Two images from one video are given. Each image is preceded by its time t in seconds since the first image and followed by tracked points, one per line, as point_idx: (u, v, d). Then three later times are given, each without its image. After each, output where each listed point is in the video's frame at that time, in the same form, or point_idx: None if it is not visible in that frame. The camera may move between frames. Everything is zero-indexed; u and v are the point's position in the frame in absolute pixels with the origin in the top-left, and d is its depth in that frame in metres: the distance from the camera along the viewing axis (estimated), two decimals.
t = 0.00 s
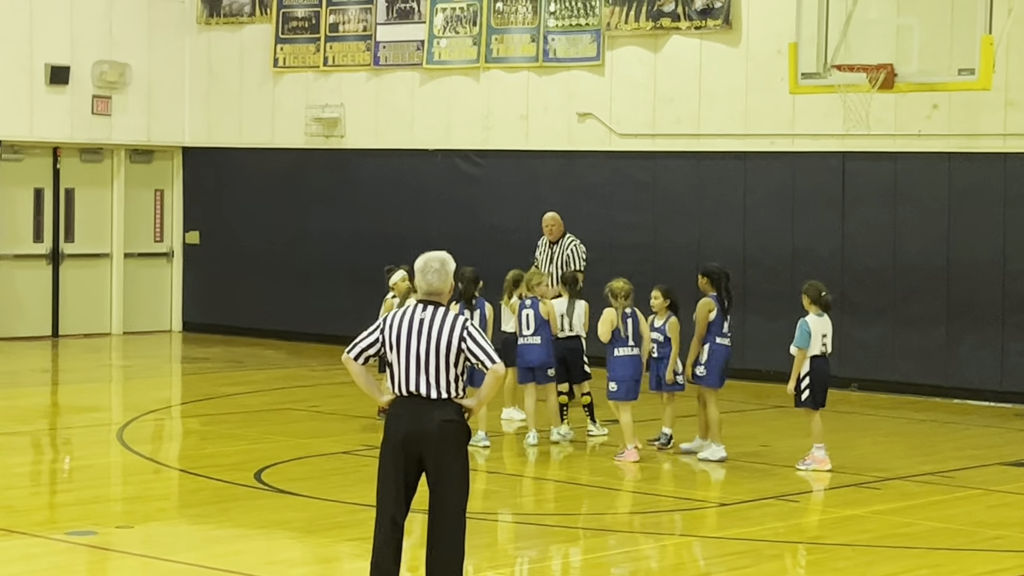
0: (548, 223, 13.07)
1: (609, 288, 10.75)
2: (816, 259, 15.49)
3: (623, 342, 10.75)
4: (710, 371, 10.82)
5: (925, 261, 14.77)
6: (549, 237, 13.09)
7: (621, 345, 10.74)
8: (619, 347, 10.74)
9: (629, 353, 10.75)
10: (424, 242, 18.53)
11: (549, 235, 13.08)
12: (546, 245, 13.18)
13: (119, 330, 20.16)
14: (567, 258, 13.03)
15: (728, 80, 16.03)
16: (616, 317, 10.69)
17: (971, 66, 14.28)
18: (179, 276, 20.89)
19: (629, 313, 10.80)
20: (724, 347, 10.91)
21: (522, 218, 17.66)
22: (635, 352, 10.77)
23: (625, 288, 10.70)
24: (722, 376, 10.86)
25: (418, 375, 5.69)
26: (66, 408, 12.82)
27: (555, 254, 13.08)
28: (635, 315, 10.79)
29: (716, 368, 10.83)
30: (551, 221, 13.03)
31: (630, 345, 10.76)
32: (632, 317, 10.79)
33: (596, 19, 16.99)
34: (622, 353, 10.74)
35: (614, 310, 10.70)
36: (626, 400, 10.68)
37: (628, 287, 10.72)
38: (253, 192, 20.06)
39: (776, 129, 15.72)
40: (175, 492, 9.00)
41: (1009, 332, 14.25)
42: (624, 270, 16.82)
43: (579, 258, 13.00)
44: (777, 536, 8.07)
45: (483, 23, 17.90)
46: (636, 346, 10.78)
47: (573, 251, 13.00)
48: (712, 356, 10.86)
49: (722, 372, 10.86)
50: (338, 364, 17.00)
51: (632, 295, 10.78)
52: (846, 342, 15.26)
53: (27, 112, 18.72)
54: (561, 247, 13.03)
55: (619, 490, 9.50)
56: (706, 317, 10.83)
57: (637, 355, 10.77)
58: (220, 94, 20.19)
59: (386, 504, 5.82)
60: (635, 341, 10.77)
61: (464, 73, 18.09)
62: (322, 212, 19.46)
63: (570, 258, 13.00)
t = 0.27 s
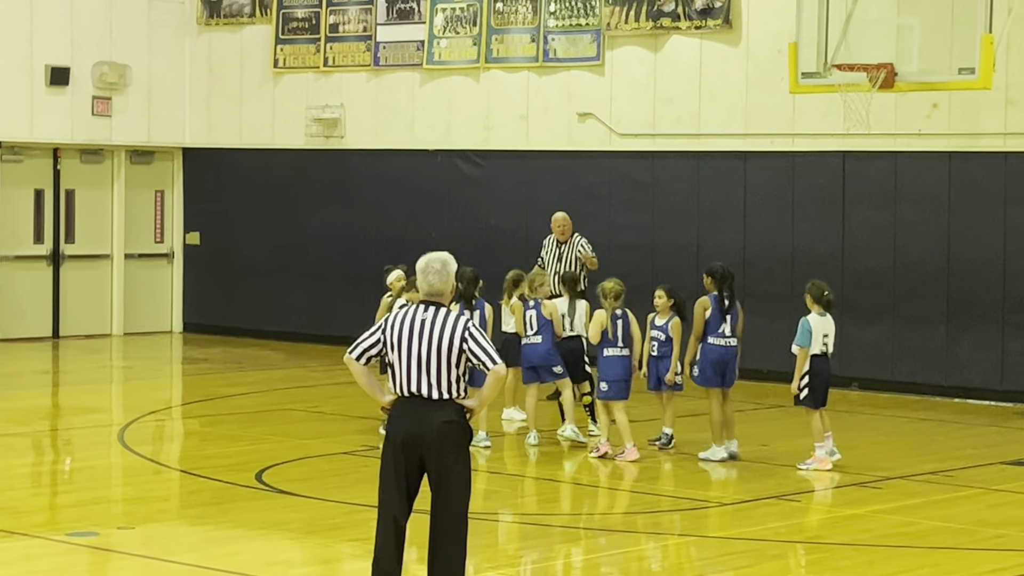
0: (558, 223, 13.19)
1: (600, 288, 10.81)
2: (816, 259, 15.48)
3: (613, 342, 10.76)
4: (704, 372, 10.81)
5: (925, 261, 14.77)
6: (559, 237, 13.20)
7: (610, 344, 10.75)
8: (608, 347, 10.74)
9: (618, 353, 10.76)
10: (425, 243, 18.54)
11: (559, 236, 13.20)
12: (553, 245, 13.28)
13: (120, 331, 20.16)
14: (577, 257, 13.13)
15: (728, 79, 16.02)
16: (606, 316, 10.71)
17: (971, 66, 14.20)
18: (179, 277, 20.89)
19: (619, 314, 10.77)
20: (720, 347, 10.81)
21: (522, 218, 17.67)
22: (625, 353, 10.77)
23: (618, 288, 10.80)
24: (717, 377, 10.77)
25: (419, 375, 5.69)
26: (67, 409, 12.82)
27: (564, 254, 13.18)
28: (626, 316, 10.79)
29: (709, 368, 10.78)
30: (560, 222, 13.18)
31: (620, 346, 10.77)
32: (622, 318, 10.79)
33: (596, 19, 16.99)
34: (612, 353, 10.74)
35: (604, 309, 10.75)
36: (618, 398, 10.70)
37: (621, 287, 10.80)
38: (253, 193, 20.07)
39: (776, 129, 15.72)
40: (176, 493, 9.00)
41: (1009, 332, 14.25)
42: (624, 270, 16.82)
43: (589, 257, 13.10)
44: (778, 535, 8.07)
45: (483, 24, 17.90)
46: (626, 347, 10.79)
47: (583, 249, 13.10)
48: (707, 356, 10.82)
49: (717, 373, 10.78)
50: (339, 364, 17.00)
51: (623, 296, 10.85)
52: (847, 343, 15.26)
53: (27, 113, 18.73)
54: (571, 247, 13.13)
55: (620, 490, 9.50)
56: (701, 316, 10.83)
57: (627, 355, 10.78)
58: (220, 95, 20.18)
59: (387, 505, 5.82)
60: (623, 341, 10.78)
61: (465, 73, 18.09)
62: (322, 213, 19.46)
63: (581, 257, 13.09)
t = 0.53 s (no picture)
0: (566, 224, 12.96)
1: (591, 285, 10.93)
2: (815, 258, 15.48)
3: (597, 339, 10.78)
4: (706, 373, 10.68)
5: (923, 260, 14.77)
6: (568, 237, 12.97)
7: (594, 342, 10.78)
8: (591, 345, 10.78)
9: (603, 352, 10.77)
10: (423, 243, 18.54)
11: (568, 236, 13.00)
12: (562, 245, 13.06)
13: (119, 332, 20.16)
14: (588, 258, 12.99)
15: (726, 79, 16.03)
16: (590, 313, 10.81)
17: (969, 65, 14.32)
18: (177, 278, 20.89)
19: (607, 313, 10.83)
20: (721, 349, 10.65)
21: (521, 218, 17.67)
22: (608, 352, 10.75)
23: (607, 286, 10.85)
24: (717, 379, 10.62)
25: (419, 375, 5.69)
26: (66, 410, 12.81)
27: (575, 254, 13.00)
28: (612, 314, 10.81)
29: (709, 370, 10.63)
30: (568, 223, 12.93)
31: (603, 344, 10.78)
32: (609, 316, 10.81)
33: (594, 19, 17.00)
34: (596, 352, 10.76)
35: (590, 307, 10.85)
36: (594, 397, 10.66)
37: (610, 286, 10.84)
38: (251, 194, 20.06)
39: (774, 128, 15.72)
40: (175, 494, 9.00)
41: (1008, 330, 14.26)
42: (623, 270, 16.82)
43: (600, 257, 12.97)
44: (777, 535, 8.07)
45: (481, 24, 17.91)
46: (610, 345, 10.78)
47: (595, 250, 12.95)
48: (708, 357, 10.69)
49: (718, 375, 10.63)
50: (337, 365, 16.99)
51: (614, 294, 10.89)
52: (845, 342, 15.25)
53: (25, 115, 18.73)
54: (582, 248, 12.96)
55: (619, 491, 9.50)
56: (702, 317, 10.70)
57: (612, 354, 10.76)
58: (218, 96, 20.18)
59: (388, 505, 5.82)
60: (608, 339, 10.78)
61: (462, 73, 18.10)
62: (320, 214, 19.46)
63: (592, 258, 12.94)
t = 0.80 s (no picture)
0: (578, 225, 12.99)
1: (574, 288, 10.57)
2: (813, 258, 15.48)
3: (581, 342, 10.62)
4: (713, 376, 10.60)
5: (921, 259, 14.78)
6: (579, 238, 13.05)
7: (578, 345, 10.62)
8: (575, 347, 10.63)
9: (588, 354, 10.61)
10: (421, 244, 18.54)
11: (579, 237, 13.07)
12: (571, 245, 13.12)
13: (117, 333, 20.16)
14: (599, 259, 13.09)
15: (724, 78, 16.03)
16: (573, 315, 10.62)
17: (966, 64, 14.35)
18: (175, 279, 20.88)
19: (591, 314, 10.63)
20: (726, 350, 10.55)
21: (519, 218, 17.67)
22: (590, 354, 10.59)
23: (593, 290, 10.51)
24: (724, 381, 10.53)
25: (418, 376, 5.69)
26: (64, 411, 12.81)
27: (585, 255, 13.11)
28: (596, 315, 10.61)
29: (716, 373, 10.55)
30: (579, 225, 12.96)
31: (588, 346, 10.61)
32: (592, 319, 10.62)
33: (592, 19, 17.00)
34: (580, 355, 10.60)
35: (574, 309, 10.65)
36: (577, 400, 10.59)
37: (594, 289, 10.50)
38: (250, 195, 20.07)
39: (772, 128, 15.73)
40: (174, 495, 9.00)
41: (1007, 330, 14.27)
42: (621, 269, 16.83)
43: (611, 258, 13.08)
44: (776, 535, 8.07)
45: (478, 24, 17.91)
46: (594, 347, 10.61)
47: (606, 252, 13.07)
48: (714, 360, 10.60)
49: (724, 377, 10.54)
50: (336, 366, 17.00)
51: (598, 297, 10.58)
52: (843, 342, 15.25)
53: (23, 116, 18.73)
54: (593, 250, 13.06)
55: (617, 490, 9.51)
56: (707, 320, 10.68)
57: (596, 356, 10.59)
58: (216, 97, 20.17)
59: (387, 505, 5.82)
60: (592, 342, 10.60)
61: (460, 73, 18.09)
62: (318, 215, 19.45)
63: (604, 260, 13.07)
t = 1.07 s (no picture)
0: (585, 226, 12.97)
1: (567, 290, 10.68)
2: (811, 256, 15.48)
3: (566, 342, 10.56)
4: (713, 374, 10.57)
5: (920, 257, 14.78)
6: (586, 238, 13.02)
7: (565, 345, 10.55)
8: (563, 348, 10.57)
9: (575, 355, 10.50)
10: (420, 243, 18.54)
11: (586, 237, 13.03)
12: (578, 245, 13.09)
13: (116, 334, 20.16)
14: (606, 259, 13.08)
15: (722, 78, 16.03)
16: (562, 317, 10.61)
17: (965, 62, 14.38)
18: (174, 279, 20.88)
19: (578, 314, 10.55)
20: (726, 349, 10.52)
21: (517, 218, 17.66)
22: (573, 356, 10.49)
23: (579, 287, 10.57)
24: (723, 380, 10.48)
25: (419, 376, 5.69)
26: (63, 412, 12.81)
27: (592, 256, 13.07)
28: (582, 315, 10.52)
29: (716, 371, 10.51)
30: (588, 225, 12.94)
31: (572, 346, 10.51)
32: (578, 319, 10.53)
33: (590, 19, 17.00)
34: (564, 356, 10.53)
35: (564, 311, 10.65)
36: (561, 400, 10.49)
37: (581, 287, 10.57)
38: (248, 195, 20.06)
39: (770, 127, 15.73)
40: (173, 495, 9.00)
41: (1006, 328, 14.27)
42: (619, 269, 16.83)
43: (617, 258, 13.07)
44: (775, 534, 8.07)
45: (476, 24, 17.91)
46: (578, 348, 10.48)
47: (612, 252, 13.05)
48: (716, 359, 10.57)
49: (724, 375, 10.50)
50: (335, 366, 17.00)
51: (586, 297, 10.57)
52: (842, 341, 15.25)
53: (21, 116, 18.73)
54: (600, 250, 13.04)
55: (616, 490, 9.51)
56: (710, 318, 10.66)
57: (578, 357, 10.47)
58: (214, 97, 20.15)
59: (387, 506, 5.82)
60: (575, 343, 10.49)
61: (458, 73, 18.09)
62: (317, 214, 19.45)
63: (611, 261, 13.06)
